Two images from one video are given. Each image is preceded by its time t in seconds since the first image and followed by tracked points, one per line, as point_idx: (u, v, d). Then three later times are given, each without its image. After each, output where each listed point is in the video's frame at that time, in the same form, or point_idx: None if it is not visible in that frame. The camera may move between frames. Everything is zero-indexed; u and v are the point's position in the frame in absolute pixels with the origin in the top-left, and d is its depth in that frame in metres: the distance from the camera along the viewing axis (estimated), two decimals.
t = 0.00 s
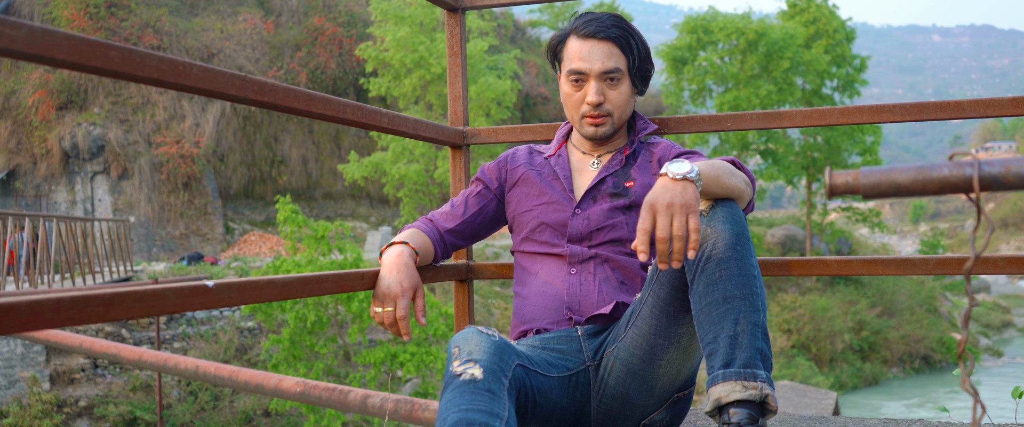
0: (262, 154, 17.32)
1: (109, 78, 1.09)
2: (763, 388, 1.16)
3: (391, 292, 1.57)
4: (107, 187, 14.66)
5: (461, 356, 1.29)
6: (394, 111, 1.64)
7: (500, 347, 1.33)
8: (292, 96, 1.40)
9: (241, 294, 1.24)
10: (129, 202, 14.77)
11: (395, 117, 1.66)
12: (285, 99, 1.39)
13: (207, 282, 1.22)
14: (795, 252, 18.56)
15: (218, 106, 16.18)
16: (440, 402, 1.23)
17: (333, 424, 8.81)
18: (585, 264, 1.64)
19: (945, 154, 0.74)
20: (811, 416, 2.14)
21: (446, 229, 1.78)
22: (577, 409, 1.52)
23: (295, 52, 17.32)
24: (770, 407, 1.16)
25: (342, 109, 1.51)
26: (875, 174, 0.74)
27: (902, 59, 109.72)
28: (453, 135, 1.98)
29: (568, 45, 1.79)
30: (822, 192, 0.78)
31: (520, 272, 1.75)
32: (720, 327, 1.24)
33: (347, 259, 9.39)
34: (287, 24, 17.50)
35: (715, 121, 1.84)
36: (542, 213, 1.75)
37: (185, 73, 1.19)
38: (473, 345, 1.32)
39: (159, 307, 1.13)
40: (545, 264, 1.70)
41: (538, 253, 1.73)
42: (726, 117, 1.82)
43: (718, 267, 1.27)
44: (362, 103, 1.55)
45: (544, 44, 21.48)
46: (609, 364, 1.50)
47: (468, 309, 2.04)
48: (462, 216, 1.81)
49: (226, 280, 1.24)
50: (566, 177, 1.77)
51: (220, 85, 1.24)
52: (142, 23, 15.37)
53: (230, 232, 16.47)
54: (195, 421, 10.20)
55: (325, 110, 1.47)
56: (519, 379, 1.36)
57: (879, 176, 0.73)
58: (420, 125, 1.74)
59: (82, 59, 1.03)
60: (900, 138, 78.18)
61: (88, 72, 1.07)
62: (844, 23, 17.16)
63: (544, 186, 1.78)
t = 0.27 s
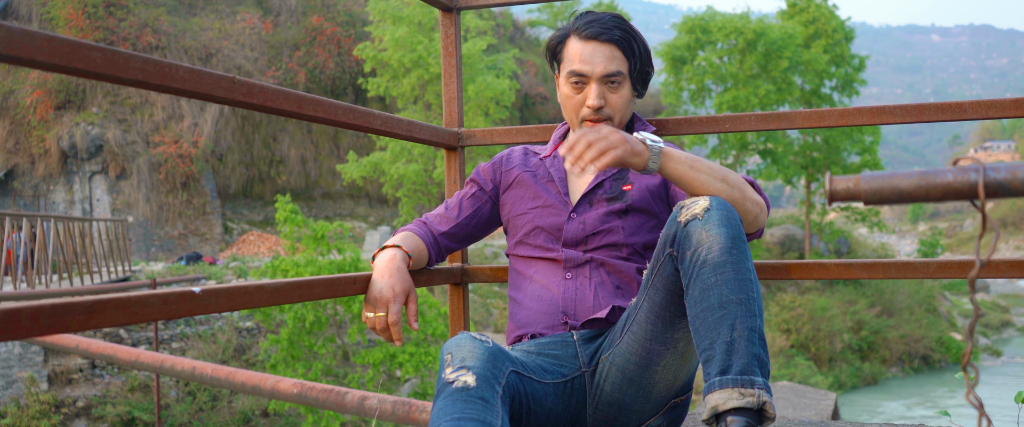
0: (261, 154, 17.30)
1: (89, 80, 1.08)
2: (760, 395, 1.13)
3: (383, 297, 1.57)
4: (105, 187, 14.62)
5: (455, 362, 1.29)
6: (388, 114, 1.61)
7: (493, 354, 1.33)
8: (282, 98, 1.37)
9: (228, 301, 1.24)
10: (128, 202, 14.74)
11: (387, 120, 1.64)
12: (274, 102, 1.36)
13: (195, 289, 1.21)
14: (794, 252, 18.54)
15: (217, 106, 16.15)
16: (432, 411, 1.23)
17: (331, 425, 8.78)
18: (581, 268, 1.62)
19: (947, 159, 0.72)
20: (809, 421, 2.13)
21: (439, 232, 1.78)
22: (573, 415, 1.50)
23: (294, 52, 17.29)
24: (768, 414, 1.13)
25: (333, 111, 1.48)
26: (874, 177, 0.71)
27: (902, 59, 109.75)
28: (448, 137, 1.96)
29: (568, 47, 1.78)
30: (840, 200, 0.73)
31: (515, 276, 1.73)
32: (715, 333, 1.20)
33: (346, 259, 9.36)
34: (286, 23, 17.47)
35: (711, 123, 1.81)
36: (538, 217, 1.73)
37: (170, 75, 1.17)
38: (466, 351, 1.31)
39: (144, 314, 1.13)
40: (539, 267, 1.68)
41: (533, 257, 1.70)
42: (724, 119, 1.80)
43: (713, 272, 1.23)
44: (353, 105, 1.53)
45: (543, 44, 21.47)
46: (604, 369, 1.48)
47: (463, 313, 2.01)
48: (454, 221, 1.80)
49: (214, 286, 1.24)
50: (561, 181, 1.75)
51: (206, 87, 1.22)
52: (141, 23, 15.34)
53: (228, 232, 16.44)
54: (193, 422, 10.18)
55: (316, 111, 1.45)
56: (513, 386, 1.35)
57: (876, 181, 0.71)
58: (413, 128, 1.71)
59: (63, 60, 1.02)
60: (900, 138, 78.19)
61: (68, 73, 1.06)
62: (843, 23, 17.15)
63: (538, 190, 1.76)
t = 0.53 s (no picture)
0: (260, 154, 17.29)
1: (68, 82, 1.06)
2: (757, 403, 1.11)
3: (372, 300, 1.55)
4: (103, 186, 14.59)
5: (446, 370, 1.28)
6: (379, 114, 1.60)
7: (485, 360, 1.32)
8: (270, 99, 1.36)
9: (214, 307, 1.23)
10: (126, 202, 14.71)
11: (379, 121, 1.62)
12: (262, 102, 1.34)
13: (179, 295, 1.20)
14: (793, 251, 18.53)
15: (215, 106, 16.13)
16: (424, 419, 1.22)
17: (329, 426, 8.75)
18: (577, 274, 1.61)
19: (955, 165, 0.71)
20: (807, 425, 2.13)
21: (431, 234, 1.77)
22: (568, 421, 1.50)
23: (292, 51, 17.29)
24: (765, 422, 1.12)
25: (323, 112, 1.47)
26: (876, 183, 0.71)
27: (900, 58, 109.85)
28: (442, 139, 1.94)
29: (589, 55, 1.73)
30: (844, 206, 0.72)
31: (510, 281, 1.72)
32: (711, 340, 1.19)
33: (344, 259, 9.35)
34: (284, 23, 17.45)
35: (712, 124, 1.79)
36: (534, 222, 1.71)
37: (151, 75, 1.15)
38: (458, 359, 1.30)
39: (126, 322, 1.12)
40: (536, 273, 1.67)
41: (529, 262, 1.69)
42: (723, 120, 1.78)
43: (708, 277, 1.22)
44: (343, 106, 1.52)
45: (542, 44, 21.48)
46: (599, 376, 1.48)
47: (456, 317, 2.00)
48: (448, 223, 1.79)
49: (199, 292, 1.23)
50: (559, 184, 1.73)
51: (191, 88, 1.21)
52: (139, 23, 15.32)
53: (227, 232, 16.42)
54: (191, 422, 10.17)
55: (305, 114, 1.44)
56: (505, 392, 1.35)
57: (881, 186, 0.71)
58: (406, 129, 1.69)
59: (40, 62, 1.00)
60: (898, 138, 78.28)
61: (45, 74, 1.04)
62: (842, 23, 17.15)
63: (536, 193, 1.74)
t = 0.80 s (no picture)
0: (258, 154, 17.27)
1: (49, 80, 1.05)
2: (757, 409, 1.09)
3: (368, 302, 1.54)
4: (102, 186, 14.57)
5: (438, 376, 1.27)
6: (372, 114, 1.58)
7: (479, 366, 1.31)
8: (259, 99, 1.34)
9: (200, 312, 1.22)
10: (124, 202, 14.68)
11: (372, 121, 1.60)
12: (250, 102, 1.33)
13: (164, 299, 1.19)
14: (792, 251, 18.52)
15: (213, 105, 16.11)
16: None
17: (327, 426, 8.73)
18: (574, 276, 1.60)
19: (961, 166, 0.69)
20: None
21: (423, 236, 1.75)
22: None
23: (291, 51, 17.28)
24: None
25: (313, 111, 1.45)
26: (880, 184, 0.70)
27: (899, 58, 109.94)
28: (436, 139, 1.93)
29: (587, 51, 1.73)
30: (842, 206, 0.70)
31: (506, 284, 1.71)
32: (708, 344, 1.17)
33: (343, 259, 9.33)
34: (283, 23, 17.43)
35: (710, 124, 1.77)
36: (530, 223, 1.70)
37: (135, 75, 1.14)
38: (450, 364, 1.30)
39: (110, 327, 1.11)
40: (532, 275, 1.65)
41: (524, 264, 1.68)
42: (720, 120, 1.76)
43: (706, 281, 1.20)
44: (335, 106, 1.50)
45: (540, 43, 21.47)
46: (595, 380, 1.47)
47: (450, 320, 1.98)
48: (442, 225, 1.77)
49: (186, 295, 1.22)
50: (556, 184, 1.71)
51: (177, 87, 1.19)
52: (137, 23, 15.29)
53: (225, 232, 16.39)
54: (189, 423, 10.15)
55: (296, 114, 1.42)
56: (499, 398, 1.34)
57: (883, 188, 0.70)
58: (398, 130, 1.68)
59: (20, 61, 0.99)
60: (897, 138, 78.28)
61: (26, 74, 1.03)
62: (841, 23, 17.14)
63: (532, 194, 1.73)
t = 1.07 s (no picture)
0: (256, 154, 17.26)
1: (26, 79, 1.03)
2: (752, 416, 1.08)
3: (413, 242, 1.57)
4: (99, 186, 14.54)
5: (427, 382, 1.26)
6: (363, 114, 1.56)
7: (469, 372, 1.29)
8: (245, 97, 1.32)
9: (184, 316, 1.22)
10: (122, 202, 14.66)
11: (363, 121, 1.58)
12: (237, 102, 1.31)
13: (147, 302, 1.18)
14: (790, 252, 18.50)
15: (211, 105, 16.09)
16: None
17: None
18: (568, 278, 1.57)
19: (963, 171, 0.72)
20: None
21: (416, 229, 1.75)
22: None
23: (289, 52, 17.28)
24: None
25: (302, 111, 1.43)
26: (882, 186, 0.72)
27: (898, 58, 110.00)
28: (429, 139, 1.90)
29: (586, 51, 1.71)
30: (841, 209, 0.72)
31: (499, 286, 1.68)
32: (703, 349, 1.16)
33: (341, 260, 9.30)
34: (281, 23, 17.41)
35: (706, 124, 1.77)
36: (524, 224, 1.67)
37: (116, 73, 1.12)
38: (441, 369, 1.27)
39: (90, 332, 1.11)
40: (526, 277, 1.63)
41: (518, 266, 1.65)
42: (718, 121, 1.75)
43: (700, 284, 1.18)
44: (325, 106, 1.48)
45: (539, 43, 21.46)
46: (589, 384, 1.45)
47: (445, 323, 1.95)
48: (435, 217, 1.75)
49: (169, 300, 1.22)
50: (550, 184, 1.69)
51: (160, 85, 1.17)
52: (135, 23, 15.26)
53: (224, 232, 16.37)
54: (186, 423, 10.14)
55: (285, 112, 1.40)
56: (491, 404, 1.32)
57: (885, 190, 0.71)
58: (391, 129, 1.65)
59: None
60: (895, 138, 78.29)
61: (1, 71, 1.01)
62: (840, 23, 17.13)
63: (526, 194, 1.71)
